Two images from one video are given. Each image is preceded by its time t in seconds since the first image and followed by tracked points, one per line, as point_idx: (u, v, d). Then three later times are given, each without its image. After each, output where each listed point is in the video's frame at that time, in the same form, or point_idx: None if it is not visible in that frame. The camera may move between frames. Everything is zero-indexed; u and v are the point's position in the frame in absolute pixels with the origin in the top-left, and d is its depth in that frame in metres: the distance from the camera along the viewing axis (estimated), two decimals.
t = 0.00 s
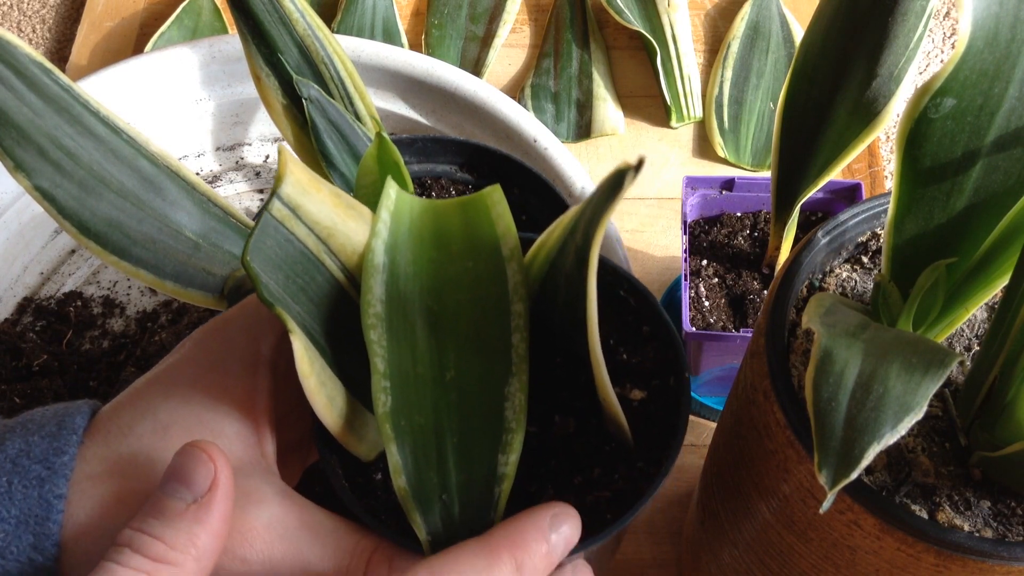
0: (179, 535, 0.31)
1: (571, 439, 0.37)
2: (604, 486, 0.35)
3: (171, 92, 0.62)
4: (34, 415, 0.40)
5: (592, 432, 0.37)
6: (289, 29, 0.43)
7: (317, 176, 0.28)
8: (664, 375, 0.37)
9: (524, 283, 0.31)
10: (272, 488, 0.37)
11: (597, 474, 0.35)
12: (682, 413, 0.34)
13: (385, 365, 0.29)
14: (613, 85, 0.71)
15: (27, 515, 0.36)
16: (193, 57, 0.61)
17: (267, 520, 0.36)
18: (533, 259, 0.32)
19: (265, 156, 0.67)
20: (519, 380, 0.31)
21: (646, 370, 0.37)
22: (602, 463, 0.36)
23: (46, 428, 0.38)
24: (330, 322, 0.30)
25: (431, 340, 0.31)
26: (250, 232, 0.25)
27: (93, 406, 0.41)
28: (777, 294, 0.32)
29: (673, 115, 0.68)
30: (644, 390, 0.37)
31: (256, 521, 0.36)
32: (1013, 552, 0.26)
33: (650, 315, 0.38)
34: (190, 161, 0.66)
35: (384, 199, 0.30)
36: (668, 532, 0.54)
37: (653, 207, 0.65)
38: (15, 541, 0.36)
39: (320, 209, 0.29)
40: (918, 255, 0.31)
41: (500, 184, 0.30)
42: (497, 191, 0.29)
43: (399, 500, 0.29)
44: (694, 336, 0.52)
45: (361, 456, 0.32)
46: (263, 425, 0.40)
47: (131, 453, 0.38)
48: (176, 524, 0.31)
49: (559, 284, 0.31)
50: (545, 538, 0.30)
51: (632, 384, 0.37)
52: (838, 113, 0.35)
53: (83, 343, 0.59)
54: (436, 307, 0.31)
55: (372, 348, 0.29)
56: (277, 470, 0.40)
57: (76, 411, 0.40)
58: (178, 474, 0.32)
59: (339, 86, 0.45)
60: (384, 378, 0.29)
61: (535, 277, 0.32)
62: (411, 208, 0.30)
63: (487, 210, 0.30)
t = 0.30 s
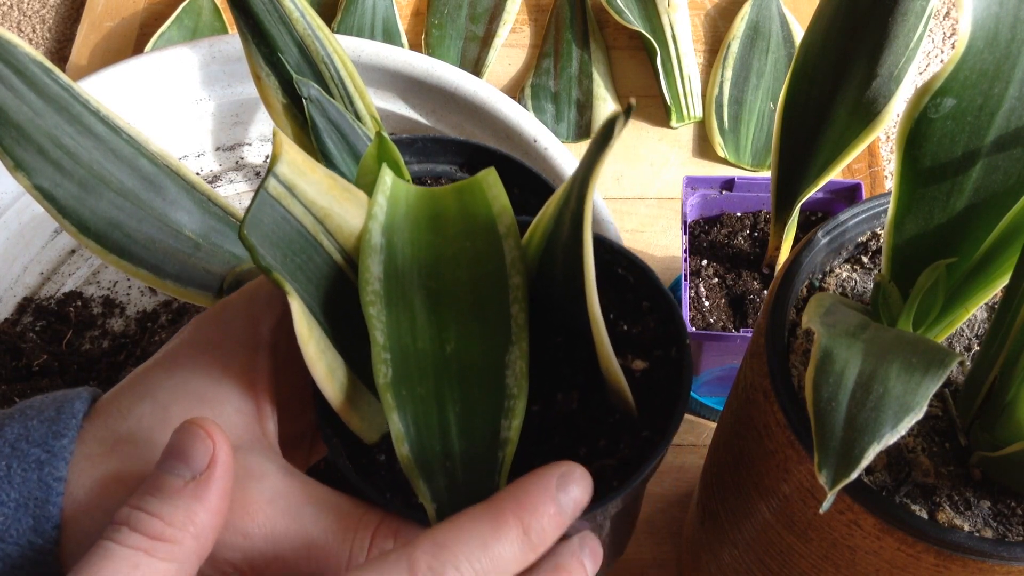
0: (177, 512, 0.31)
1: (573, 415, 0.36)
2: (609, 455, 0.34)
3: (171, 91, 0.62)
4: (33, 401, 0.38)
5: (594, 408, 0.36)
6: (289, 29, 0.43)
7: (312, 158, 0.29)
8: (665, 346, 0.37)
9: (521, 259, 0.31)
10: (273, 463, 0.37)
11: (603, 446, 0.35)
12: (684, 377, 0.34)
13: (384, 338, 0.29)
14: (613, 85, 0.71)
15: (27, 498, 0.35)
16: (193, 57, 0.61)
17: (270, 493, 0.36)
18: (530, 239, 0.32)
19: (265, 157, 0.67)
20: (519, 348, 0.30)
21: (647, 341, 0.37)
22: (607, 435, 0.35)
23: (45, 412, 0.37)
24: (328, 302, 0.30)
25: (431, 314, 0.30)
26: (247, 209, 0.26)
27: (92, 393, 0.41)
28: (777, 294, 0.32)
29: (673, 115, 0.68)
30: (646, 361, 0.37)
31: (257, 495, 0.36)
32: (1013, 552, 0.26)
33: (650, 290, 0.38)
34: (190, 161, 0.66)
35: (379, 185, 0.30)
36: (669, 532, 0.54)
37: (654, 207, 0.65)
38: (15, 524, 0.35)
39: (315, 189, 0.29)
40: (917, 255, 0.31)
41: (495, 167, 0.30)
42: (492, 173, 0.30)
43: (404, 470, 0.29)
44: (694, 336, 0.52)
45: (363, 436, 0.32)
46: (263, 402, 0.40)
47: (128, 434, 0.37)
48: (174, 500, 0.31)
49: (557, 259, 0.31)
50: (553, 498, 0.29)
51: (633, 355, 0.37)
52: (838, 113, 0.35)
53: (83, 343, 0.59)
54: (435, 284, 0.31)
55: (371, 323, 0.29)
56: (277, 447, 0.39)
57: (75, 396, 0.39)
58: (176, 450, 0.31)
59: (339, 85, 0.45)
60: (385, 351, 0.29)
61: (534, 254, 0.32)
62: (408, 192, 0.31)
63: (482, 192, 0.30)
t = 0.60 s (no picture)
0: (200, 488, 0.30)
1: (586, 391, 0.35)
2: (624, 426, 0.33)
3: (172, 91, 0.62)
4: (47, 377, 0.38)
5: (606, 378, 0.35)
6: (289, 28, 0.43)
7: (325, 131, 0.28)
8: (679, 319, 0.36)
9: (534, 232, 0.31)
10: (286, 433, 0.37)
11: (617, 418, 0.34)
12: (699, 349, 0.33)
13: (399, 309, 0.29)
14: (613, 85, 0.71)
15: (43, 468, 0.35)
16: (193, 57, 0.61)
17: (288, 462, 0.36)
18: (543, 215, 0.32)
19: (265, 156, 0.66)
20: (534, 318, 0.30)
21: (661, 314, 0.36)
22: (620, 408, 0.34)
23: (59, 385, 0.37)
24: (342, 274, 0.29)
25: (443, 285, 0.30)
26: (264, 175, 0.24)
27: (106, 367, 0.40)
28: (777, 294, 0.32)
29: (673, 115, 0.68)
30: (658, 332, 0.36)
31: (274, 463, 0.35)
32: (1013, 552, 0.26)
33: (663, 266, 0.37)
34: (190, 161, 0.65)
35: (390, 160, 0.30)
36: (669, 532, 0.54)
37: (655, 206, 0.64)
38: (32, 494, 0.34)
39: (329, 161, 0.28)
40: (917, 255, 0.31)
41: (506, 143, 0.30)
42: (504, 148, 0.30)
43: (420, 437, 0.28)
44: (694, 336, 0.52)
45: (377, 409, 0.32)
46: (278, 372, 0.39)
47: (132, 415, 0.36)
48: (197, 478, 0.30)
49: (569, 235, 0.31)
50: (571, 466, 0.29)
51: (646, 328, 0.36)
52: (838, 113, 0.35)
53: (83, 343, 0.59)
54: (449, 257, 0.30)
55: (387, 294, 0.29)
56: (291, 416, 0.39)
57: (89, 370, 0.39)
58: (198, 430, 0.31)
59: (339, 85, 0.45)
60: (400, 321, 0.28)
61: (545, 230, 0.32)
62: (418, 169, 0.30)
63: (494, 165, 0.30)
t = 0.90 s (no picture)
0: (215, 444, 0.30)
1: (600, 340, 0.34)
2: (642, 371, 0.32)
3: (172, 91, 0.62)
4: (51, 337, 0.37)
5: (621, 330, 0.34)
6: (289, 27, 0.43)
7: (326, 82, 0.28)
8: (695, 263, 0.34)
9: (542, 177, 0.30)
10: (300, 385, 0.36)
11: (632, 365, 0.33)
12: (716, 290, 0.31)
13: (407, 257, 0.28)
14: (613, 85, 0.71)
15: (51, 426, 0.34)
16: (193, 57, 0.61)
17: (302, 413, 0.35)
18: (551, 162, 0.31)
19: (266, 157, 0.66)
20: (544, 265, 0.30)
21: (674, 258, 0.34)
22: (636, 354, 0.33)
23: (66, 343, 0.36)
24: (349, 226, 0.29)
25: (451, 230, 0.30)
26: (267, 126, 0.24)
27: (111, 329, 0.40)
28: (777, 294, 0.32)
29: (673, 115, 0.68)
30: (673, 278, 0.34)
31: (289, 414, 0.35)
32: (1013, 552, 0.26)
33: (676, 210, 0.35)
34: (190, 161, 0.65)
35: (396, 108, 0.30)
36: (669, 532, 0.54)
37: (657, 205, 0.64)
38: (40, 452, 0.33)
39: (330, 114, 0.28)
40: (917, 256, 0.31)
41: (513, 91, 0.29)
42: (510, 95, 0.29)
43: (430, 384, 0.28)
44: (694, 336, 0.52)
45: (388, 364, 0.32)
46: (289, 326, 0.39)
47: (152, 373, 0.36)
48: (214, 432, 0.30)
49: (579, 185, 0.30)
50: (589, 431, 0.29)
51: (661, 272, 0.34)
52: (838, 113, 0.35)
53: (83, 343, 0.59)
54: (455, 203, 0.30)
55: (393, 241, 0.28)
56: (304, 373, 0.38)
57: (94, 331, 0.38)
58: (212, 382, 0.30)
59: (339, 84, 0.44)
60: (408, 268, 0.28)
61: (555, 176, 0.31)
62: (424, 117, 0.30)
63: (502, 114, 0.30)
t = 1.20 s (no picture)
0: (180, 247, 0.29)
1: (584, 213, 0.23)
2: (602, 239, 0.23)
3: (171, 90, 0.61)
4: None
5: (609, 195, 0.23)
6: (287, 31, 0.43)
7: None
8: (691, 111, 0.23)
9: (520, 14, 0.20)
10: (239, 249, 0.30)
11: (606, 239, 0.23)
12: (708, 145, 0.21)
13: (357, 116, 0.19)
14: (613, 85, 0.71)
15: None
16: (193, 57, 0.61)
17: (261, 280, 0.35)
18: None
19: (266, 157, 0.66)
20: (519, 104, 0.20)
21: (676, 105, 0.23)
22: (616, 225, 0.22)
23: None
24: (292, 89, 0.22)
25: (412, 78, 0.20)
26: None
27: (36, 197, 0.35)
28: (777, 294, 0.32)
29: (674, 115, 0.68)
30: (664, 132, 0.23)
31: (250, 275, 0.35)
32: (1013, 551, 0.26)
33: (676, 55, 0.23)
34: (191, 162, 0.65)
35: None
36: (669, 532, 0.54)
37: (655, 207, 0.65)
38: None
39: None
40: (917, 255, 0.31)
41: None
42: None
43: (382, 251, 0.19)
44: (694, 336, 0.51)
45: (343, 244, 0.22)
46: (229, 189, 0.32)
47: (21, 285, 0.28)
48: (164, 204, 0.29)
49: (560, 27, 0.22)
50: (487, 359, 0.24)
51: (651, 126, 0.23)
52: (838, 114, 0.35)
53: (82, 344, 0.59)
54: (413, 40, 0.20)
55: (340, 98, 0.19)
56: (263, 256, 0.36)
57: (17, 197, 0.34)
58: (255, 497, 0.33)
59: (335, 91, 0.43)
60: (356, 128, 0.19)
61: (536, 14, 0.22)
62: None
63: None
